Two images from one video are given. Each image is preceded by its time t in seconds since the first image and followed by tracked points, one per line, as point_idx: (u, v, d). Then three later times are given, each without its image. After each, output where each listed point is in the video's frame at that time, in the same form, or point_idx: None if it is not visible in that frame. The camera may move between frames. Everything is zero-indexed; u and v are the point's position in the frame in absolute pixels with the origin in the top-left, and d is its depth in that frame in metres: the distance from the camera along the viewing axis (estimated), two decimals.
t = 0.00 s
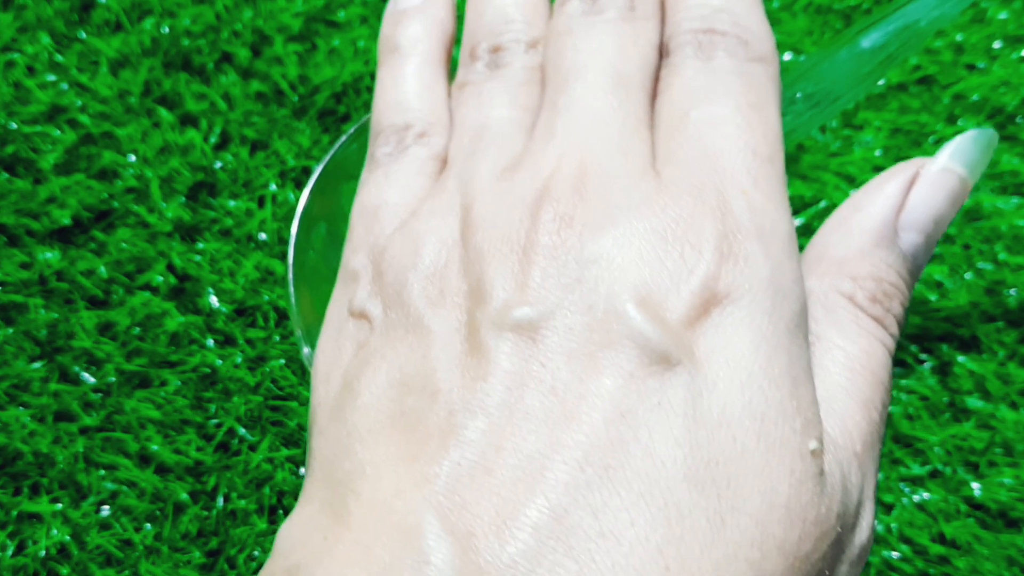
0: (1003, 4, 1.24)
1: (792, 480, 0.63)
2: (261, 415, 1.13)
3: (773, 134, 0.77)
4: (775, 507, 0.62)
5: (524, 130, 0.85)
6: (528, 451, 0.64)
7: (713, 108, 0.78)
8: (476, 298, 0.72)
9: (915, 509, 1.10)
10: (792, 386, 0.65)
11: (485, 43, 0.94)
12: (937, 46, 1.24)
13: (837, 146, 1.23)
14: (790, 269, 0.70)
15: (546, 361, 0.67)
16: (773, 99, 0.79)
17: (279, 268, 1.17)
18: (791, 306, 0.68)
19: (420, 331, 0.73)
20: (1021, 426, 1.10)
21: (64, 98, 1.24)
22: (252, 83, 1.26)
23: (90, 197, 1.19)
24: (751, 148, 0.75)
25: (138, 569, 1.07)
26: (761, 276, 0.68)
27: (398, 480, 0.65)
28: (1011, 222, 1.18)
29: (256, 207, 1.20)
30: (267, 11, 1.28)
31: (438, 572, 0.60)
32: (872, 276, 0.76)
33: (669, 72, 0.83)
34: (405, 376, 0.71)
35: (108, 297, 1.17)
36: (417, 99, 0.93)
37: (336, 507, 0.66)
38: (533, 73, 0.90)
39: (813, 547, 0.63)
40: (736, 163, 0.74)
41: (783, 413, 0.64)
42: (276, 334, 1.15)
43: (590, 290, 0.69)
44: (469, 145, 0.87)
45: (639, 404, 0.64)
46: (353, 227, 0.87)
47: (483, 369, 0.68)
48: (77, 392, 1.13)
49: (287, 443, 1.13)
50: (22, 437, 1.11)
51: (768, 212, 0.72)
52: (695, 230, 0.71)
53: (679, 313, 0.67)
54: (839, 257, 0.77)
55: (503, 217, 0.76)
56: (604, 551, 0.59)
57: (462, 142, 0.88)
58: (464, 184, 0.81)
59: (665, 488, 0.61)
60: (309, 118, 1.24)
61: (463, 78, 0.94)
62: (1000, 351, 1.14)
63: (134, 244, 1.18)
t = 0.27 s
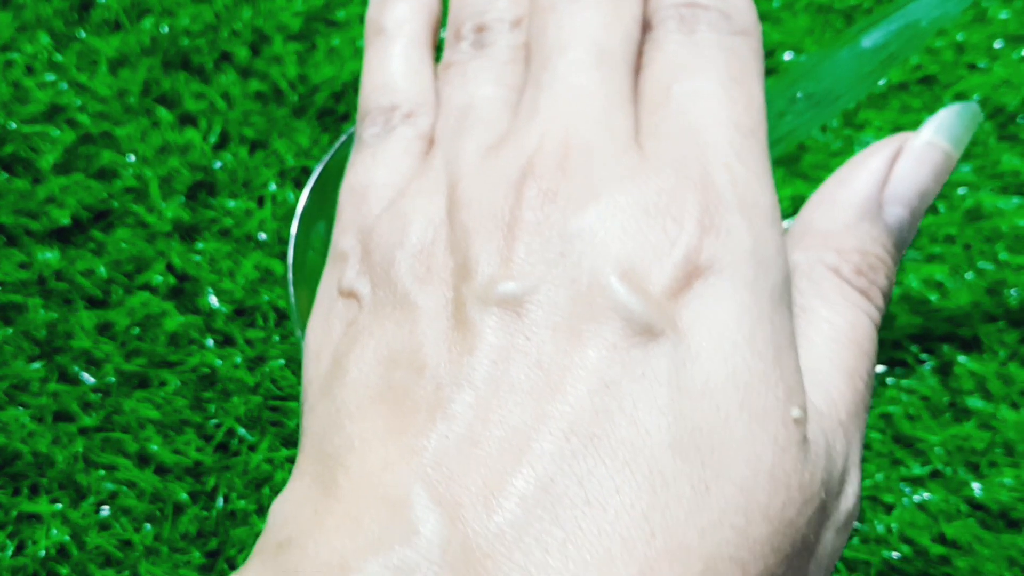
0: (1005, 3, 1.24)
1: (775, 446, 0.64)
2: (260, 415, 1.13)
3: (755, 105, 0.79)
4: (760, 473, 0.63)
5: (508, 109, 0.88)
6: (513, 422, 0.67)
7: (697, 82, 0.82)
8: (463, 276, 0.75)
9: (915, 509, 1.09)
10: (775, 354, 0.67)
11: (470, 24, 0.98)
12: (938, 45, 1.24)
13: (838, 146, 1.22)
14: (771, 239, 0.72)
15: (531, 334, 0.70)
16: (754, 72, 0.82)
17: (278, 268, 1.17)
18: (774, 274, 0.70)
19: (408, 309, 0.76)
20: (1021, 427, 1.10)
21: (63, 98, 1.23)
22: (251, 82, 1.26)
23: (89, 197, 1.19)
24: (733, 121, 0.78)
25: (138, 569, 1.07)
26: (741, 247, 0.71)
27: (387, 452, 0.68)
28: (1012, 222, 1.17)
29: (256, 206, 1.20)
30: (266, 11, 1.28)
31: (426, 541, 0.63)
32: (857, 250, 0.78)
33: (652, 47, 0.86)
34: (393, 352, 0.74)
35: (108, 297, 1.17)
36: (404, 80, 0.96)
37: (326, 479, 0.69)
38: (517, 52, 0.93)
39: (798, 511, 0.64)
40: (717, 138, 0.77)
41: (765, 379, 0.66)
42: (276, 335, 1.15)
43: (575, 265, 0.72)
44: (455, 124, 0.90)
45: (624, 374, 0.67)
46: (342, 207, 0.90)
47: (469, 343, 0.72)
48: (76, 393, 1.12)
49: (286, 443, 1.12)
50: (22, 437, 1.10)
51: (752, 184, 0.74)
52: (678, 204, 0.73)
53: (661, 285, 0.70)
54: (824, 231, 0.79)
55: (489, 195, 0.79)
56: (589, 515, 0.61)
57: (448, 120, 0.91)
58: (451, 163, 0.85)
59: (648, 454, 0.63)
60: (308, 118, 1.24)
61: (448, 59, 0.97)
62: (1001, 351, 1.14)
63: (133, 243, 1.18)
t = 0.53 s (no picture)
0: (1004, 4, 1.24)
1: (761, 408, 0.65)
2: (261, 415, 1.13)
3: (736, 75, 0.80)
4: (746, 437, 0.64)
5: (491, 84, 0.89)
6: (500, 392, 0.68)
7: (677, 52, 0.82)
8: (449, 249, 0.77)
9: (915, 509, 1.10)
10: (760, 318, 0.68)
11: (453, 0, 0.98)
12: (937, 46, 1.24)
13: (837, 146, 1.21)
14: (754, 203, 0.72)
15: (518, 304, 0.71)
16: (735, 40, 0.82)
17: (279, 268, 1.17)
18: (756, 237, 0.70)
19: (396, 284, 0.78)
20: (1021, 426, 1.10)
21: (63, 98, 1.23)
22: (252, 83, 1.26)
23: (90, 197, 1.19)
24: (715, 91, 0.79)
25: (139, 568, 1.08)
26: (724, 212, 0.71)
27: (375, 423, 0.70)
28: (1011, 222, 1.17)
29: (256, 207, 1.20)
30: (267, 11, 1.28)
31: (416, 508, 0.65)
32: (849, 216, 0.78)
33: (634, 18, 0.87)
34: (381, 327, 0.76)
35: (108, 297, 1.17)
36: (389, 61, 0.97)
37: (317, 453, 0.71)
38: (500, 28, 0.94)
39: (788, 473, 0.66)
40: (698, 106, 0.78)
41: (749, 343, 0.67)
42: (276, 334, 1.15)
43: (558, 235, 0.73)
44: (439, 103, 0.91)
45: (609, 341, 0.68)
46: (331, 187, 0.92)
47: (456, 315, 0.73)
48: (77, 392, 1.12)
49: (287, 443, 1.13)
50: (22, 437, 1.10)
51: (733, 152, 0.75)
52: (660, 171, 0.74)
53: (645, 253, 0.71)
54: (815, 198, 0.79)
55: (472, 170, 0.80)
56: (575, 481, 0.63)
57: (433, 100, 0.93)
58: (436, 140, 0.86)
59: (633, 420, 0.65)
60: (309, 118, 1.24)
61: (432, 36, 0.98)
62: (1000, 351, 1.14)
63: (134, 244, 1.18)
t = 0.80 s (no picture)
0: (1004, 4, 1.23)
1: (760, 386, 0.66)
2: (261, 415, 1.13)
3: (733, 61, 0.79)
4: (747, 415, 0.65)
5: (487, 70, 0.89)
6: (500, 370, 0.68)
7: (676, 37, 0.81)
8: (448, 230, 0.77)
9: (915, 509, 1.10)
10: (759, 297, 0.68)
11: None
12: (937, 46, 1.23)
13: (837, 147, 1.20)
14: (753, 184, 0.72)
15: (517, 282, 0.71)
16: (733, 25, 0.81)
17: (279, 268, 1.17)
18: (755, 218, 0.71)
19: (393, 265, 0.77)
20: (1020, 426, 1.10)
21: (63, 98, 1.23)
22: (252, 83, 1.26)
23: (90, 197, 1.19)
24: (714, 75, 0.78)
25: (139, 568, 1.07)
26: (723, 192, 0.71)
27: (372, 403, 0.70)
28: (1011, 222, 1.17)
29: (256, 207, 1.20)
30: (267, 11, 1.28)
31: (415, 486, 0.65)
32: (844, 202, 0.78)
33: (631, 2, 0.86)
34: (378, 308, 0.76)
35: (108, 297, 1.17)
36: (384, 49, 0.97)
37: (313, 433, 0.71)
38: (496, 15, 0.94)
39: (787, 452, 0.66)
40: (696, 88, 0.78)
41: (749, 321, 0.67)
42: (276, 334, 1.15)
43: (558, 215, 0.73)
44: (435, 89, 0.91)
45: (609, 318, 0.68)
46: (325, 173, 0.92)
47: (455, 294, 0.73)
48: (77, 393, 1.13)
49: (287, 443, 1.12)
50: (22, 437, 1.10)
51: (732, 134, 0.75)
52: (659, 152, 0.74)
53: (644, 232, 0.71)
54: (810, 184, 0.79)
55: (470, 152, 0.80)
56: (576, 458, 0.64)
57: (428, 86, 0.92)
58: (432, 125, 0.86)
59: (633, 397, 0.65)
60: (309, 118, 1.24)
61: (429, 25, 0.98)
62: (1000, 351, 1.14)
63: (134, 244, 1.18)
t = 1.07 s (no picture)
0: (1003, 4, 1.24)
1: (758, 360, 0.66)
2: (261, 415, 1.13)
3: (728, 40, 0.79)
4: (744, 389, 0.65)
5: (479, 51, 0.89)
6: (496, 343, 0.68)
7: (670, 17, 0.81)
8: (442, 206, 0.77)
9: (915, 509, 1.10)
10: (756, 271, 0.68)
11: None
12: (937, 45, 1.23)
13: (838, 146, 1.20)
14: (747, 162, 0.73)
15: (513, 256, 0.71)
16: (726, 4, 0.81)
17: (279, 268, 1.17)
18: (749, 194, 0.71)
19: (388, 242, 0.77)
20: (1020, 426, 1.10)
21: (63, 98, 1.23)
22: (252, 83, 1.26)
23: (90, 197, 1.19)
24: (709, 55, 0.79)
25: (139, 568, 1.07)
26: (719, 168, 0.72)
27: (367, 378, 0.70)
28: (1011, 222, 1.17)
29: (256, 207, 1.20)
30: (267, 12, 1.28)
31: (411, 460, 0.65)
32: (841, 181, 0.78)
33: None
34: (372, 285, 0.75)
35: (108, 297, 1.17)
36: (375, 31, 0.97)
37: (308, 410, 0.71)
38: None
39: (785, 426, 0.66)
40: (690, 68, 0.78)
41: (745, 295, 0.67)
42: (275, 334, 1.15)
43: (553, 189, 0.73)
44: (428, 70, 0.91)
45: (606, 291, 0.68)
46: (316, 154, 0.92)
47: (450, 268, 0.73)
48: (77, 392, 1.13)
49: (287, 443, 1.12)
50: (22, 437, 1.10)
51: (727, 114, 0.75)
52: (653, 127, 0.74)
53: (640, 205, 0.71)
54: (807, 163, 0.79)
55: (463, 129, 0.80)
56: (574, 432, 0.64)
57: (421, 67, 0.92)
58: (426, 105, 0.86)
59: (630, 369, 0.65)
60: (309, 118, 1.24)
61: (420, 8, 0.98)
62: (1000, 351, 1.14)
63: (134, 244, 1.18)
